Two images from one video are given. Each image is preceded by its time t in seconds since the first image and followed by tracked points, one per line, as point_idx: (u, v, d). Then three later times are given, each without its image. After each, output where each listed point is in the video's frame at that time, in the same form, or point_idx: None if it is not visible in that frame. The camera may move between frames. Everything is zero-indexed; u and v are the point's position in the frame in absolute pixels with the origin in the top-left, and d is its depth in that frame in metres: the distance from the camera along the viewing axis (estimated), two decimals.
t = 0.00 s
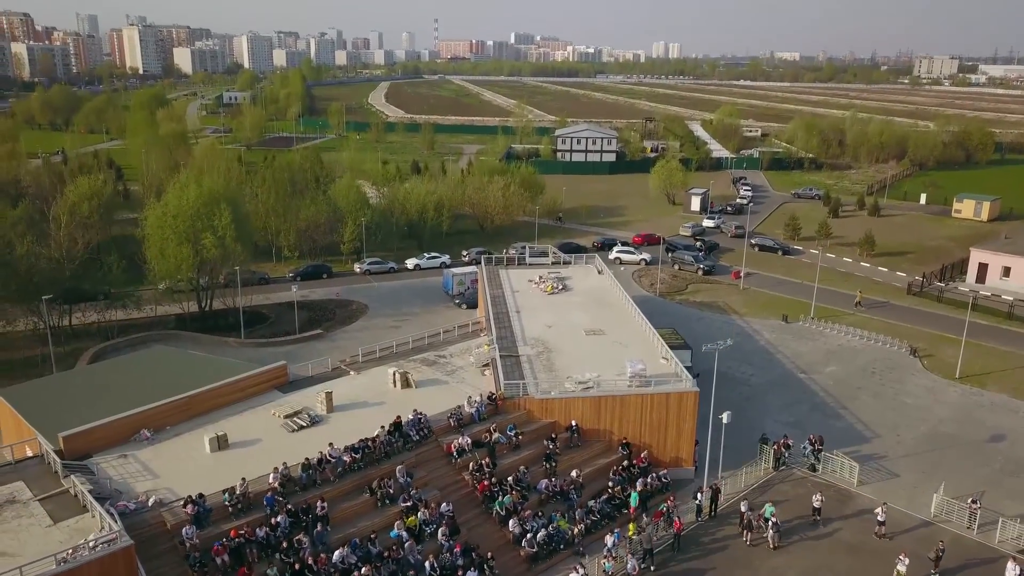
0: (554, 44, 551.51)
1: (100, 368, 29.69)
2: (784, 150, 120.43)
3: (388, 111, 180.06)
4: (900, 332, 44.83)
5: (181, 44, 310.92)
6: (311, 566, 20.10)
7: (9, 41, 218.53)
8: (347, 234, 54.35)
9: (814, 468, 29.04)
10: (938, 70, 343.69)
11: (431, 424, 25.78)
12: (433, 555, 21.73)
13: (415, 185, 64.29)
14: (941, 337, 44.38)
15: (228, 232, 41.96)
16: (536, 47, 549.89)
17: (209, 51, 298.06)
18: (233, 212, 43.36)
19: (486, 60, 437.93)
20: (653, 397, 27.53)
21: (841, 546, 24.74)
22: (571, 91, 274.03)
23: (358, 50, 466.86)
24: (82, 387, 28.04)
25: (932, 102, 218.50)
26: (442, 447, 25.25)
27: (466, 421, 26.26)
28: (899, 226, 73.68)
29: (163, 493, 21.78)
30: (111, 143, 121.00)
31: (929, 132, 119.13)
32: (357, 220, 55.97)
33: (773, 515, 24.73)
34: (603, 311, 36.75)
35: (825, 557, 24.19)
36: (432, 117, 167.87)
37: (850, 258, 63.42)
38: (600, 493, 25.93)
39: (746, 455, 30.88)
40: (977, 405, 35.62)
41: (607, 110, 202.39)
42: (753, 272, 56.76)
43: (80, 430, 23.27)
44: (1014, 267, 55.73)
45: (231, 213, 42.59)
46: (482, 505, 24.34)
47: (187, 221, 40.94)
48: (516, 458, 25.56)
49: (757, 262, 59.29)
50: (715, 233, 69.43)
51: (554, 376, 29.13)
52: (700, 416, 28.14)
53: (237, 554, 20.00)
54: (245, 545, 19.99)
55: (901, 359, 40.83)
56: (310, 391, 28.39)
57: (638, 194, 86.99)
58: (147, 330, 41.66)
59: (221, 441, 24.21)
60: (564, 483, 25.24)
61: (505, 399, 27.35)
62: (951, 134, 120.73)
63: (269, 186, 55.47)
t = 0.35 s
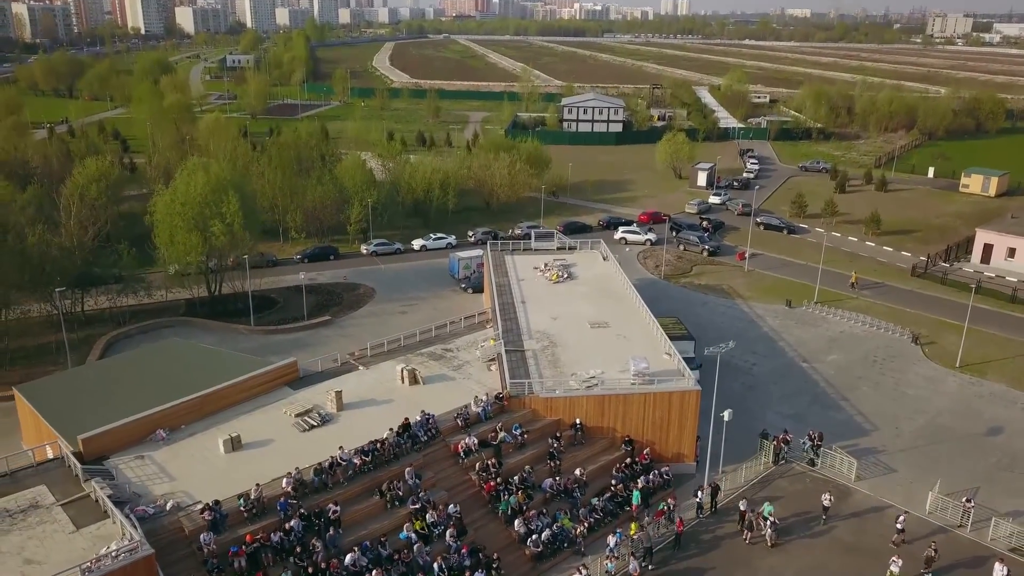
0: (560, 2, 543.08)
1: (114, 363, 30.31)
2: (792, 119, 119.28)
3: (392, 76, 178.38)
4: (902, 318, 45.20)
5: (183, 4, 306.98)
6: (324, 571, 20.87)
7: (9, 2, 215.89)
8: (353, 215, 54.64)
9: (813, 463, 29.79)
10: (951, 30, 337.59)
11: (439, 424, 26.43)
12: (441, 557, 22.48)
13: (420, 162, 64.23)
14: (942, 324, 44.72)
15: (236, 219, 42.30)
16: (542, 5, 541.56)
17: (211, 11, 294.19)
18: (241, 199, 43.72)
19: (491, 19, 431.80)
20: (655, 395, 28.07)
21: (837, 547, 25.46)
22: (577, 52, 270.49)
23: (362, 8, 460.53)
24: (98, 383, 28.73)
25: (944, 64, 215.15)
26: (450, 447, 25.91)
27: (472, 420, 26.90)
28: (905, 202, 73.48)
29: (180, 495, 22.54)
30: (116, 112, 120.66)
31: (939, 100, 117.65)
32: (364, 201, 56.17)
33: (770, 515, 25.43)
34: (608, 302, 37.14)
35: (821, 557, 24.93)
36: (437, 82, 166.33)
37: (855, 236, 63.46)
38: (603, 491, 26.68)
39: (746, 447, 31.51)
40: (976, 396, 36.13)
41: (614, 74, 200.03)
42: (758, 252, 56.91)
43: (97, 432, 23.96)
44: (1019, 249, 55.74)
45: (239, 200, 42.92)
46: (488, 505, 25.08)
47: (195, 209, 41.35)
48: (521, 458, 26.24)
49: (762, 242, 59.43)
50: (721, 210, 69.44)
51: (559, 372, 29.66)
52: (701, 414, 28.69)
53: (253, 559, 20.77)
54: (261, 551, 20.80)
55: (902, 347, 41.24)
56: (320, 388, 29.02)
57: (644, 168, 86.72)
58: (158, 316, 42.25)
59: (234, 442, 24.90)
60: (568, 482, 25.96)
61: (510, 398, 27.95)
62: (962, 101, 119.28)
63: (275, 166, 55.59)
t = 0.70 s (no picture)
0: None
1: (128, 356, 31.02)
2: (799, 86, 118.13)
3: (395, 37, 176.46)
4: (904, 302, 45.63)
5: None
6: (337, 570, 21.77)
7: None
8: (359, 194, 54.89)
9: (811, 455, 30.54)
10: None
11: (446, 421, 27.17)
12: (449, 554, 23.36)
13: (425, 137, 64.15)
14: (943, 308, 45.14)
15: (243, 204, 42.66)
16: None
17: None
18: (248, 184, 44.05)
19: None
20: (657, 391, 28.68)
21: (832, 541, 26.29)
22: (583, 10, 266.30)
23: None
24: (113, 376, 29.43)
25: (956, 23, 211.36)
26: (456, 444, 26.67)
27: (478, 417, 27.62)
28: (911, 177, 73.28)
29: (197, 494, 23.37)
30: (119, 78, 120.06)
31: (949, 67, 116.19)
32: (369, 179, 56.37)
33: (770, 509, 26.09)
34: (612, 291, 37.59)
35: (816, 551, 25.77)
36: (441, 45, 164.44)
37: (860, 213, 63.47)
38: (605, 485, 27.50)
39: (746, 436, 32.25)
40: (973, 385, 36.74)
41: (619, 36, 197.35)
42: (762, 231, 57.13)
43: (115, 431, 24.75)
44: None
45: (246, 185, 43.25)
46: (494, 500, 25.92)
47: (203, 194, 41.74)
48: (526, 453, 27.01)
49: (766, 220, 59.59)
50: (727, 184, 69.37)
51: (563, 366, 30.24)
52: (702, 409, 29.32)
53: (268, 558, 21.68)
54: (276, 551, 21.67)
55: (903, 333, 41.73)
56: (329, 382, 29.67)
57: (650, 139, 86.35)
58: (169, 301, 42.88)
59: (248, 440, 25.66)
60: (571, 478, 26.78)
61: (516, 393, 28.61)
62: (972, 68, 117.79)
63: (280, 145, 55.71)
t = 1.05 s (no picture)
0: None
1: (142, 341, 31.74)
2: (808, 48, 116.50)
3: None
4: (906, 281, 46.03)
5: None
6: (350, 560, 22.80)
7: None
8: (364, 168, 55.03)
9: (807, 441, 31.39)
10: None
11: (452, 411, 27.99)
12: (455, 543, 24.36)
13: (430, 108, 63.93)
14: (944, 288, 45.53)
15: (250, 185, 42.97)
16: None
17: None
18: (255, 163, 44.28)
19: None
20: (658, 381, 29.36)
21: (825, 528, 27.24)
22: None
23: None
24: (127, 361, 30.15)
25: None
26: (463, 434, 27.53)
27: (484, 406, 28.43)
28: (918, 147, 72.88)
29: (213, 485, 24.31)
30: (121, 39, 118.93)
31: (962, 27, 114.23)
32: (375, 153, 56.46)
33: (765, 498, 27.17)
34: (616, 275, 38.05)
35: (809, 539, 26.73)
36: (445, 2, 161.97)
37: (865, 185, 63.42)
38: (606, 472, 28.41)
39: (745, 420, 33.02)
40: (970, 369, 37.37)
41: None
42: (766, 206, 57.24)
43: (133, 423, 25.62)
44: None
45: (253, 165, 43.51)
46: (499, 488, 26.86)
47: (210, 175, 42.06)
48: (530, 442, 27.87)
49: (771, 194, 59.67)
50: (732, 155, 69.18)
51: (566, 354, 30.89)
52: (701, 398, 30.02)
53: (284, 548, 22.68)
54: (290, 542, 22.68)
55: (903, 314, 42.22)
56: (338, 370, 30.44)
57: (656, 106, 85.75)
58: (179, 280, 43.53)
59: (261, 431, 26.52)
60: (574, 465, 27.70)
61: (521, 382, 29.36)
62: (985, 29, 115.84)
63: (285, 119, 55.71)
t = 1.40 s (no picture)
0: None
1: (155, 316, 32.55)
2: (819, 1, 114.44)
3: None
4: (907, 253, 46.47)
5: None
6: (361, 540, 23.94)
7: None
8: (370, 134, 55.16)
9: (803, 419, 32.37)
10: None
11: (459, 392, 28.95)
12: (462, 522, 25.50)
13: (435, 71, 63.55)
14: (944, 260, 46.01)
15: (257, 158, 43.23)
16: None
17: None
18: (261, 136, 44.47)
19: None
20: (659, 362, 30.13)
21: (815, 506, 28.34)
22: None
23: None
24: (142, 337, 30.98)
25: None
26: (469, 415, 28.50)
27: (489, 387, 29.36)
28: (926, 109, 72.34)
29: (230, 467, 25.39)
30: None
31: None
32: (380, 120, 56.50)
33: (759, 478, 28.29)
34: (620, 251, 38.56)
35: (800, 517, 27.88)
36: None
37: (871, 150, 63.29)
38: (608, 450, 29.45)
39: (743, 397, 33.92)
40: (966, 345, 38.11)
41: None
42: (771, 173, 57.30)
43: (151, 405, 26.61)
44: None
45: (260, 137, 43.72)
46: (503, 468, 27.93)
47: (217, 149, 42.38)
48: (534, 422, 28.84)
49: (776, 160, 59.67)
50: (738, 118, 68.88)
51: (570, 334, 31.64)
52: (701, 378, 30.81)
53: (298, 529, 23.83)
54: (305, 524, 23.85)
55: (903, 287, 42.76)
56: (348, 349, 31.29)
57: (663, 65, 84.90)
58: (189, 252, 44.20)
59: (274, 412, 27.50)
60: (576, 445, 28.71)
61: (524, 363, 30.22)
62: None
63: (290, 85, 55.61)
